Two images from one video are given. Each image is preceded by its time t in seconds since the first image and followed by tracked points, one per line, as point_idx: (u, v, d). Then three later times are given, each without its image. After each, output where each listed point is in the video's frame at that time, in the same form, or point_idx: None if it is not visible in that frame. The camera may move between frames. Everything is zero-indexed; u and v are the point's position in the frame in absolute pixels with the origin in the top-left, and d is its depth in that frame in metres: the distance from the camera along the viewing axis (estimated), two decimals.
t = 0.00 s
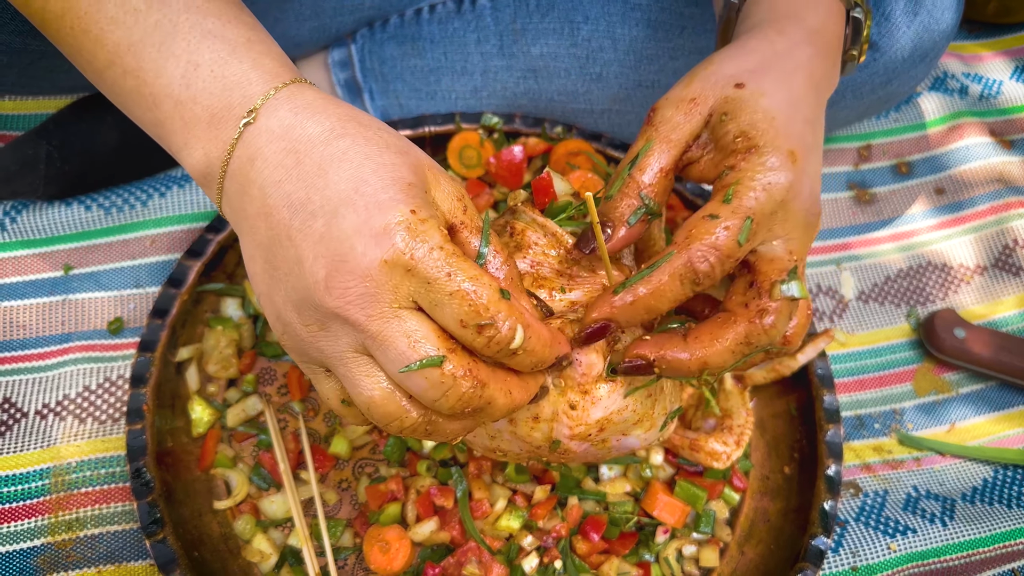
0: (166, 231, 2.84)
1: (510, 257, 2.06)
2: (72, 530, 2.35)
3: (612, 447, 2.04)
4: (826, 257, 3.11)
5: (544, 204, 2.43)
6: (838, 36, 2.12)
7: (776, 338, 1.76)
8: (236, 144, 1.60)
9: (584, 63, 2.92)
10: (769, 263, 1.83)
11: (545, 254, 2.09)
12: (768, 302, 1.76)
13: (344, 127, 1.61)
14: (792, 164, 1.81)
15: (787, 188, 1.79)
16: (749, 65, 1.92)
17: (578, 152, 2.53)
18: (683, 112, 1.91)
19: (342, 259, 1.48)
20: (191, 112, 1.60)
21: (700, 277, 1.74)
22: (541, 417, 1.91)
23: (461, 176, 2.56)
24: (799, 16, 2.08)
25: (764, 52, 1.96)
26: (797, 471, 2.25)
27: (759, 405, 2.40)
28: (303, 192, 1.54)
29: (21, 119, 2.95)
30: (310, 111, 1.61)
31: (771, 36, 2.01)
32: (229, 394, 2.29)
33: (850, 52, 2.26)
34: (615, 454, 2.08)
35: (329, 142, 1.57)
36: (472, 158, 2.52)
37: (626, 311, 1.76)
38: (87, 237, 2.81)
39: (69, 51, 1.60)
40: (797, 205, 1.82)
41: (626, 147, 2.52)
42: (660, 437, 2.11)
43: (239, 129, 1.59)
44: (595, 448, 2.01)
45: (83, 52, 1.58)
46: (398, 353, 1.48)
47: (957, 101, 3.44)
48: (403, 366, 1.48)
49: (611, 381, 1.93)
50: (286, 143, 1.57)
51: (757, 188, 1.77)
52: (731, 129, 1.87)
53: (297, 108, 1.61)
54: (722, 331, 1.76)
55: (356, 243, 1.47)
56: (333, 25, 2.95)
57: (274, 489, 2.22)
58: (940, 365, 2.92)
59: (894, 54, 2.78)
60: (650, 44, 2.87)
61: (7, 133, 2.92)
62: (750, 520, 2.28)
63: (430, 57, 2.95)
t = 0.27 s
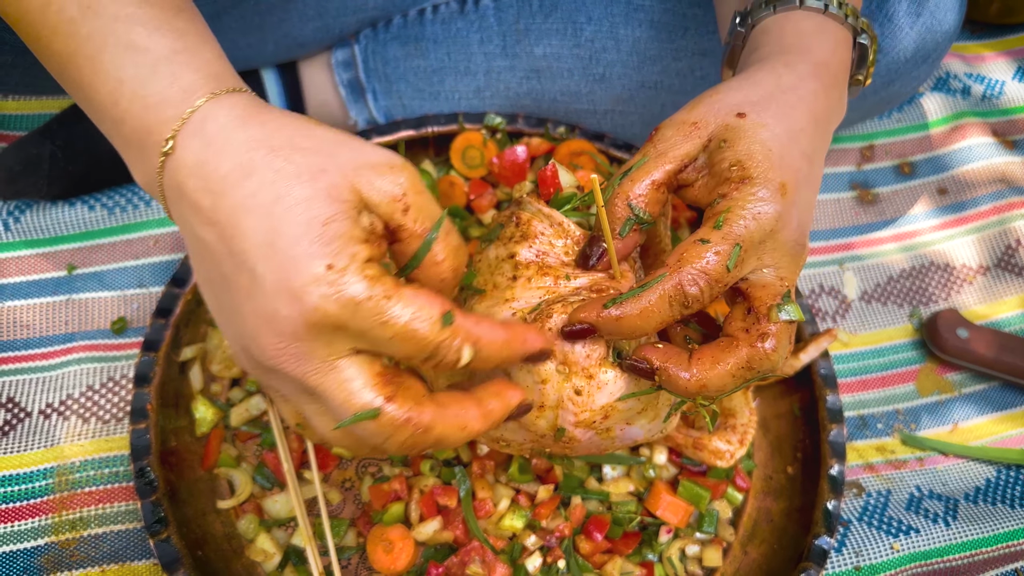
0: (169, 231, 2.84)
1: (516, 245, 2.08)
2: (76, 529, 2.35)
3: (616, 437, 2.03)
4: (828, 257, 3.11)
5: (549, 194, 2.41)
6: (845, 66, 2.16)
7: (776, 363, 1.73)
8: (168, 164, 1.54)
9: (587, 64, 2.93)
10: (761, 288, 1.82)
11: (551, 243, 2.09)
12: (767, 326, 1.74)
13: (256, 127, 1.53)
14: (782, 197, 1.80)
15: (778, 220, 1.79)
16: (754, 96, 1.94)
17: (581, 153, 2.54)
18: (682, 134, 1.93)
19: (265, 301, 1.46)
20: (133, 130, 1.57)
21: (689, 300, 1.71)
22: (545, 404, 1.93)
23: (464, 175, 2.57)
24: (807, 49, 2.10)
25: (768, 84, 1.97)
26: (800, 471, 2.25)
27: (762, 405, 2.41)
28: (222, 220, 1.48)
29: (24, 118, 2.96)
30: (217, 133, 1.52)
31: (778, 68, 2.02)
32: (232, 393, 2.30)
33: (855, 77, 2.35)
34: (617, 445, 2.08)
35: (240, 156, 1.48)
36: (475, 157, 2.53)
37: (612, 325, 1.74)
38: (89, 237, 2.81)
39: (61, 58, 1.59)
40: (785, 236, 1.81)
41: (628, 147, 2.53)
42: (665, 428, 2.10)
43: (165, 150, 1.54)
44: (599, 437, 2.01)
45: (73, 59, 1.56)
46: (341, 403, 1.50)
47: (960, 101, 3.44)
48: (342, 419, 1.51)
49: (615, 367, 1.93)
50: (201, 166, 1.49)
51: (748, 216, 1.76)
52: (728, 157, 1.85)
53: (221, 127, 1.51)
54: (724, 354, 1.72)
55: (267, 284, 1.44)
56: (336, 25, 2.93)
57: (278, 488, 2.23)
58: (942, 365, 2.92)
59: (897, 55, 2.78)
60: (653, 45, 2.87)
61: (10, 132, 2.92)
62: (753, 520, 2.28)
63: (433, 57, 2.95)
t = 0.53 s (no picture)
0: (171, 232, 2.72)
1: (523, 247, 2.07)
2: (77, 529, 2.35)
3: (624, 438, 1.99)
4: (828, 258, 3.12)
5: (556, 198, 2.27)
6: (832, 71, 2.20)
7: (786, 352, 1.67)
8: None
9: (587, 67, 2.94)
10: (764, 281, 1.78)
11: (559, 246, 2.08)
12: (774, 316, 1.68)
13: (109, 280, 1.50)
14: (776, 192, 1.83)
15: (775, 215, 1.81)
16: (741, 102, 2.01)
17: (582, 154, 2.53)
18: (675, 139, 1.99)
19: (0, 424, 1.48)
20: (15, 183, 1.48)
21: (696, 296, 1.64)
22: (555, 407, 1.89)
23: (464, 176, 2.59)
24: (790, 57, 2.15)
25: (754, 91, 2.04)
26: (800, 471, 2.26)
27: (761, 405, 2.39)
28: None
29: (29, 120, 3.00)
30: (87, 277, 1.48)
31: (762, 76, 2.09)
32: (233, 394, 2.31)
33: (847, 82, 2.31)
34: (624, 446, 2.04)
35: (52, 292, 1.45)
36: (476, 158, 2.54)
37: (620, 322, 1.68)
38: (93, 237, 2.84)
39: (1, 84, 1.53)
40: (782, 227, 1.84)
41: (628, 149, 2.55)
42: (672, 430, 2.06)
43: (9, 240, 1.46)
44: (607, 438, 1.97)
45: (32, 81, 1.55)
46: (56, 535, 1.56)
47: (959, 103, 3.45)
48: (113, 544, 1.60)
49: (626, 367, 1.90)
50: None
51: (747, 213, 1.77)
52: (720, 158, 1.89)
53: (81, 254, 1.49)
54: (734, 351, 1.65)
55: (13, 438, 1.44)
56: (338, 27, 2.96)
57: (279, 488, 2.24)
58: (941, 365, 2.93)
59: (896, 58, 2.79)
60: (653, 48, 2.89)
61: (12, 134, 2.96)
62: (752, 520, 2.29)
63: (434, 60, 2.97)
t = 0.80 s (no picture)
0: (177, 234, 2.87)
1: (526, 248, 2.09)
2: (81, 530, 2.36)
3: (626, 438, 2.00)
4: (827, 261, 3.14)
5: (558, 200, 2.30)
6: (831, 81, 2.22)
7: (775, 353, 1.70)
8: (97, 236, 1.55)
9: (588, 72, 2.97)
10: (760, 283, 1.81)
11: (561, 247, 2.10)
12: (763, 319, 1.72)
13: (258, 328, 1.62)
14: (777, 200, 1.86)
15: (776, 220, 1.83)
16: (742, 110, 2.03)
17: (582, 157, 2.53)
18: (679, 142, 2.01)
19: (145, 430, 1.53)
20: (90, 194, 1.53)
21: (701, 295, 1.66)
22: (559, 406, 1.91)
23: (465, 180, 2.61)
24: (789, 67, 2.17)
25: (757, 99, 2.06)
26: (799, 472, 2.28)
27: (760, 408, 2.42)
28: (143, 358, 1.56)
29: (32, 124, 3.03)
30: (241, 316, 1.61)
31: (764, 85, 2.11)
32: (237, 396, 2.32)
33: (846, 91, 2.36)
34: (626, 445, 2.05)
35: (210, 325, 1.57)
36: (477, 162, 2.56)
37: (625, 319, 1.71)
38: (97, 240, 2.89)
39: (5, 95, 1.53)
40: (782, 234, 1.87)
41: (628, 152, 2.57)
42: (673, 431, 2.07)
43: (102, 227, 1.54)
44: (609, 437, 1.98)
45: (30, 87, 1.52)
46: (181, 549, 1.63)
47: (957, 106, 3.47)
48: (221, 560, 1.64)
49: (628, 365, 1.92)
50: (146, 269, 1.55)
51: (750, 215, 1.79)
52: (722, 163, 1.91)
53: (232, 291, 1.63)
54: (723, 352, 1.68)
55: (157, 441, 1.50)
56: (340, 31, 2.98)
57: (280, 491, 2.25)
58: (940, 368, 2.94)
59: (895, 62, 2.80)
60: (653, 53, 2.91)
61: (14, 137, 3.00)
62: (752, 522, 2.30)
63: (435, 64, 2.98)
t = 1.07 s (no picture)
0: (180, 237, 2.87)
1: (527, 249, 2.09)
2: (82, 532, 2.37)
3: (626, 439, 2.00)
4: (827, 263, 3.15)
5: (559, 202, 2.31)
6: (833, 85, 2.23)
7: (762, 362, 1.72)
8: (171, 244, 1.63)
9: (589, 75, 2.97)
10: (756, 291, 1.83)
11: (562, 248, 2.11)
12: (754, 327, 1.73)
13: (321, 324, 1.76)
14: (780, 207, 1.87)
15: (779, 226, 1.84)
16: (748, 113, 2.04)
17: (582, 160, 2.54)
18: (686, 145, 2.02)
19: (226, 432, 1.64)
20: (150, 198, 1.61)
21: (705, 300, 1.67)
22: (559, 406, 1.91)
23: (466, 182, 2.61)
24: (794, 71, 2.18)
25: (762, 103, 2.07)
26: (799, 474, 2.28)
27: (760, 410, 2.43)
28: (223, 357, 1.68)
29: (33, 126, 3.04)
30: (309, 318, 1.73)
31: (768, 88, 2.12)
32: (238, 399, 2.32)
33: (845, 96, 2.38)
34: (626, 446, 2.05)
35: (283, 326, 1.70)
36: (478, 164, 2.56)
37: (627, 321, 1.71)
38: (99, 242, 2.89)
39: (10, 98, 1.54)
40: (784, 241, 1.89)
41: (629, 154, 2.57)
42: (672, 433, 2.06)
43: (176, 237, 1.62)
44: (609, 438, 1.98)
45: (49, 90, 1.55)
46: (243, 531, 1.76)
47: (957, 109, 3.48)
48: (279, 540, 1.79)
49: (628, 366, 1.92)
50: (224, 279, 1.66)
51: (754, 220, 1.80)
52: (727, 168, 1.91)
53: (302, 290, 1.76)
54: (713, 358, 1.70)
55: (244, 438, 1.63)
56: (341, 34, 2.98)
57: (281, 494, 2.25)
58: (941, 370, 2.94)
59: (895, 65, 2.81)
60: (653, 56, 2.92)
61: (15, 140, 3.01)
62: (752, 524, 2.31)
63: (436, 67, 2.99)
